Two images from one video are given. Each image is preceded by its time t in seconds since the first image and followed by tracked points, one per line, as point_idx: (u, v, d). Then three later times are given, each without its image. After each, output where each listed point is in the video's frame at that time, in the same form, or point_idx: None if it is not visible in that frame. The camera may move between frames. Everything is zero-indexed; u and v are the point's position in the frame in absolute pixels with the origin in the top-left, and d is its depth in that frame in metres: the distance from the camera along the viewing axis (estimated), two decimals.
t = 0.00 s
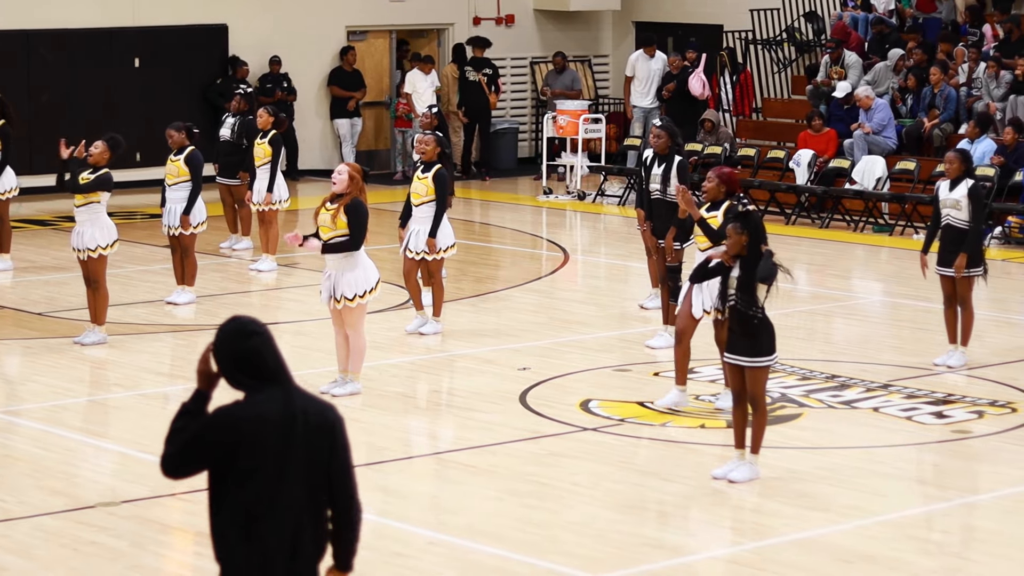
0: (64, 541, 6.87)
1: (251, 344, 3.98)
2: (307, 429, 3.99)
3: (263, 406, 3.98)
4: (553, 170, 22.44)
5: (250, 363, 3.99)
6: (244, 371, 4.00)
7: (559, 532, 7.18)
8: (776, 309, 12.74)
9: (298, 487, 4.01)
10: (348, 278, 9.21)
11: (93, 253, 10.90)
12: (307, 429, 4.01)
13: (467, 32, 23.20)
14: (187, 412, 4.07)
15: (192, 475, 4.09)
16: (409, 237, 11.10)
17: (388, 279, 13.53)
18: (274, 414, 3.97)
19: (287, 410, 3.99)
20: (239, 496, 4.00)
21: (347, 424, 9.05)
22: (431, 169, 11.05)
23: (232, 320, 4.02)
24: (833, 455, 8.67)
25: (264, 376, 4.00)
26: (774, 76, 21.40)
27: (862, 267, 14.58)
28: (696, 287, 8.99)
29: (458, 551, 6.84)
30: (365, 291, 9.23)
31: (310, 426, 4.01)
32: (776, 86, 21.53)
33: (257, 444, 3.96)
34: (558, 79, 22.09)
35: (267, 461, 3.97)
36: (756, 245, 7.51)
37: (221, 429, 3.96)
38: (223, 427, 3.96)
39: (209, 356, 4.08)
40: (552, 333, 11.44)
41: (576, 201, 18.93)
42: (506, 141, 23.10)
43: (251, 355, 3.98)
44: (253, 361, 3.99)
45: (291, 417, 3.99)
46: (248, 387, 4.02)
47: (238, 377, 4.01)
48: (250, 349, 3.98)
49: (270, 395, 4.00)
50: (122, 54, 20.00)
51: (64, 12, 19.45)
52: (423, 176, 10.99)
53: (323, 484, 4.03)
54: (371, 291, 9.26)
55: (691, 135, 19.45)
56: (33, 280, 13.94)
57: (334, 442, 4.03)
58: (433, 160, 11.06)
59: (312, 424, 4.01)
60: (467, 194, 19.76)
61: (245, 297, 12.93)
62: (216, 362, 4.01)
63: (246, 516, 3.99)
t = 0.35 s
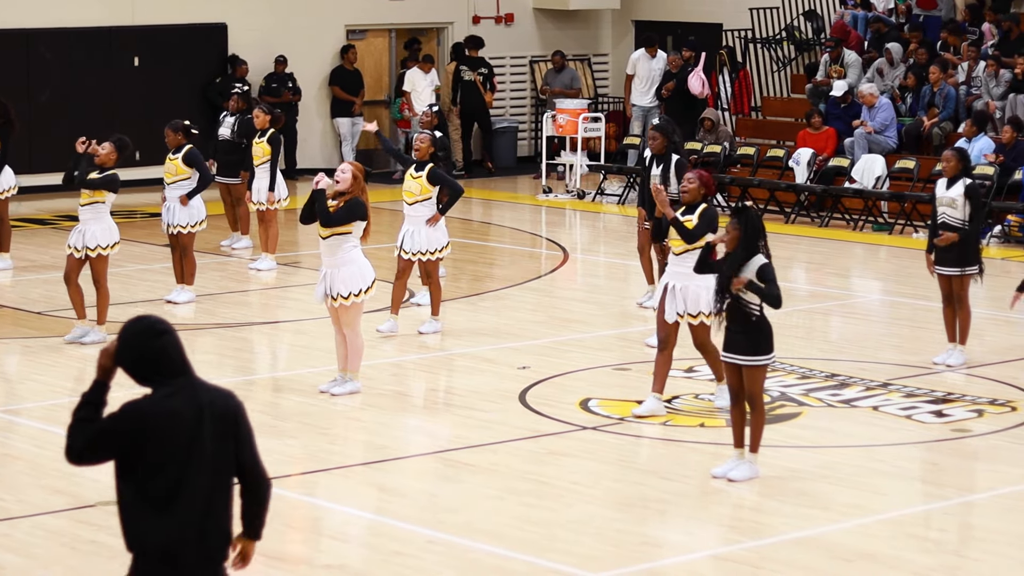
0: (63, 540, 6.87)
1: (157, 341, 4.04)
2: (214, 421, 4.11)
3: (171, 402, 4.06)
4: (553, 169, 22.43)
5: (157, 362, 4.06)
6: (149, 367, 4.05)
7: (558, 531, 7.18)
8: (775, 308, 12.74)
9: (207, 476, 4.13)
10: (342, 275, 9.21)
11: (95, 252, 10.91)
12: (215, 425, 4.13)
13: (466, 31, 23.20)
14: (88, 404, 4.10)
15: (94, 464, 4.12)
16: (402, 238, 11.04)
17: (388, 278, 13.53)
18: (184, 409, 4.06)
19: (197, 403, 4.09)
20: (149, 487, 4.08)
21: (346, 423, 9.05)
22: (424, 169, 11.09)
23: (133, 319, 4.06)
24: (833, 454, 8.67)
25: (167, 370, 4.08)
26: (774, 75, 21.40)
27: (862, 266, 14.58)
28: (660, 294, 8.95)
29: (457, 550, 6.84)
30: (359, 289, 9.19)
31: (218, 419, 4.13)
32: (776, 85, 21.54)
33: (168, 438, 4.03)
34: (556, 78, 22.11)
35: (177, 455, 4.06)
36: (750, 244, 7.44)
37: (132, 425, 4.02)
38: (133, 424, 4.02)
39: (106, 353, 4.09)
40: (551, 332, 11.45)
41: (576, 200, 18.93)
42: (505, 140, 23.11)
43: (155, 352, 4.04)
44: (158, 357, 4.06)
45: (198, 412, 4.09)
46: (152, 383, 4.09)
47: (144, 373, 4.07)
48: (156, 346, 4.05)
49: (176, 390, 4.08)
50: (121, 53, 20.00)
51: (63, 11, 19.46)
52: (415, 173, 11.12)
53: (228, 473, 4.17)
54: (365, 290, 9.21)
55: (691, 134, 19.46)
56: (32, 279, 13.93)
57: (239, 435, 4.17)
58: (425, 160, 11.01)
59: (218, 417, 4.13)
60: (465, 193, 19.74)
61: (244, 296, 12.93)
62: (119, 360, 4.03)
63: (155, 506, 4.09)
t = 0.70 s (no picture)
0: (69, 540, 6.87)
1: (85, 304, 4.40)
2: (137, 383, 4.43)
3: (96, 361, 4.39)
4: (559, 169, 22.43)
5: (85, 324, 4.42)
6: (78, 330, 4.41)
7: (566, 531, 7.17)
8: (781, 309, 12.73)
9: (129, 437, 4.43)
10: (343, 275, 9.19)
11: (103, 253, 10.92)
12: (137, 388, 4.44)
13: (473, 31, 23.22)
14: (20, 373, 4.40)
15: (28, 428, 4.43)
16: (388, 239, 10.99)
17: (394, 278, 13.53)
18: (108, 369, 4.39)
19: (120, 364, 4.42)
20: (76, 445, 4.38)
21: (353, 422, 9.06)
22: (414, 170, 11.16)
23: (66, 284, 4.43)
24: (840, 454, 8.66)
25: (94, 332, 4.43)
26: (781, 76, 21.39)
27: (868, 266, 14.57)
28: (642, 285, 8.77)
29: (464, 550, 6.84)
30: (359, 291, 9.16)
31: (140, 382, 4.45)
32: (782, 86, 21.52)
33: (92, 398, 4.35)
34: (561, 79, 22.11)
35: (99, 416, 4.37)
36: (761, 241, 7.48)
37: (58, 386, 4.33)
38: (60, 383, 4.33)
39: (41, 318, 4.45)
40: (557, 332, 11.44)
41: (582, 200, 18.91)
42: (512, 140, 23.12)
43: (83, 315, 4.40)
44: (86, 320, 4.41)
45: (121, 373, 4.41)
46: (81, 346, 4.43)
47: (74, 335, 4.42)
48: (85, 308, 4.40)
49: (102, 352, 4.42)
50: (128, 53, 20.02)
51: (69, 11, 19.49)
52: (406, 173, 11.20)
53: (150, 433, 4.46)
54: (365, 293, 9.17)
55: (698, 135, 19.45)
56: (38, 279, 13.94)
57: (161, 398, 4.47)
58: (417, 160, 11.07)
59: (141, 379, 4.45)
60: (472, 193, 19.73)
61: (251, 296, 12.93)
62: (52, 323, 4.41)
63: (83, 461, 4.37)
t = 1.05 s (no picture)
0: (95, 540, 6.90)
1: (41, 287, 4.76)
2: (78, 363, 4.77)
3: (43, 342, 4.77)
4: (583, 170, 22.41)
5: (39, 307, 4.77)
6: (34, 313, 4.78)
7: (589, 531, 7.17)
8: (806, 310, 12.69)
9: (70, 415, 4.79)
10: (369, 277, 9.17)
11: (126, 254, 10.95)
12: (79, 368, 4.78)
13: (497, 33, 23.24)
14: None
15: None
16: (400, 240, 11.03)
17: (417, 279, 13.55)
18: (51, 350, 4.77)
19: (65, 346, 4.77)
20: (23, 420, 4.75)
21: (376, 423, 9.07)
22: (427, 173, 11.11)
23: (28, 264, 4.78)
24: (864, 456, 8.62)
25: (47, 316, 4.78)
26: (806, 77, 21.35)
27: (893, 267, 14.53)
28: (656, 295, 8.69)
29: (487, 550, 6.85)
30: (383, 295, 9.16)
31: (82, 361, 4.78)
32: (807, 87, 21.49)
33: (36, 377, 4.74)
34: (580, 80, 22.11)
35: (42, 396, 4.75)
36: (785, 247, 7.45)
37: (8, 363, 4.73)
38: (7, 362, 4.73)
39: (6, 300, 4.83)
40: (580, 333, 11.44)
41: (607, 201, 18.90)
42: (536, 142, 23.13)
43: (38, 299, 4.76)
44: (41, 303, 4.77)
45: (65, 352, 4.77)
46: (33, 327, 4.80)
47: (28, 317, 4.78)
48: (40, 291, 4.76)
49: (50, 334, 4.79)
50: (153, 55, 20.09)
51: (93, 13, 19.57)
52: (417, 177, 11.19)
53: (89, 408, 4.80)
54: (388, 298, 9.18)
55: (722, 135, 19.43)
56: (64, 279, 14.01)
57: (104, 375, 4.80)
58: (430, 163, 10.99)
59: (83, 360, 4.78)
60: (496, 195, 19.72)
61: (274, 297, 12.96)
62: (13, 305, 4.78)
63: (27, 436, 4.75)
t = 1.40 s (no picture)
0: (118, 543, 6.93)
1: None
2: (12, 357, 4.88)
3: None
4: (605, 173, 22.40)
5: None
6: None
7: (611, 534, 7.17)
8: (828, 312, 12.66)
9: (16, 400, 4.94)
10: (398, 281, 9.17)
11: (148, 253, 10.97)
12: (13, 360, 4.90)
13: (519, 35, 23.25)
14: None
15: None
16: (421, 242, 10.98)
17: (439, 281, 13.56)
18: None
19: None
20: None
21: (398, 425, 9.08)
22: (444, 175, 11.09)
23: None
24: (888, 459, 8.60)
25: None
26: (828, 79, 21.30)
27: (915, 269, 14.49)
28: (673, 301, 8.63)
29: (510, 553, 6.85)
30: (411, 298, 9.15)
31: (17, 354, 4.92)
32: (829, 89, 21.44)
33: None
34: (597, 82, 22.11)
35: None
36: (794, 253, 7.38)
37: None
38: None
39: None
40: (602, 335, 11.43)
41: (629, 204, 18.90)
42: (557, 144, 23.13)
43: None
44: None
45: None
46: None
47: None
48: None
49: None
50: (175, 57, 20.16)
51: (115, 15, 19.65)
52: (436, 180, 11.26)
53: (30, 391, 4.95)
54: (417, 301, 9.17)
55: (743, 138, 19.42)
56: (87, 282, 14.07)
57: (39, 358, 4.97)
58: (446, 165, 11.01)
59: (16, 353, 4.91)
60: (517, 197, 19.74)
61: (296, 300, 12.99)
62: None
63: None
